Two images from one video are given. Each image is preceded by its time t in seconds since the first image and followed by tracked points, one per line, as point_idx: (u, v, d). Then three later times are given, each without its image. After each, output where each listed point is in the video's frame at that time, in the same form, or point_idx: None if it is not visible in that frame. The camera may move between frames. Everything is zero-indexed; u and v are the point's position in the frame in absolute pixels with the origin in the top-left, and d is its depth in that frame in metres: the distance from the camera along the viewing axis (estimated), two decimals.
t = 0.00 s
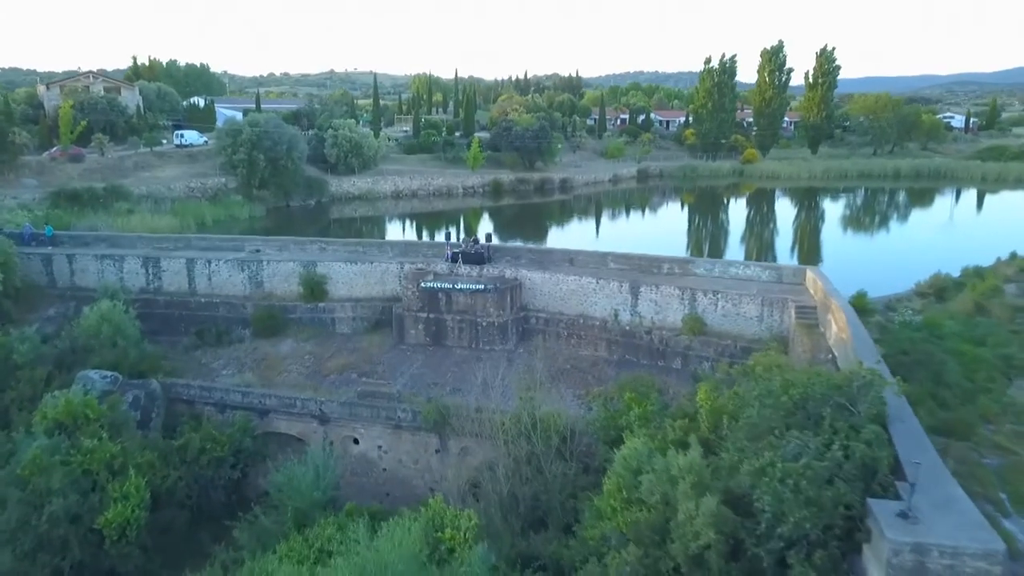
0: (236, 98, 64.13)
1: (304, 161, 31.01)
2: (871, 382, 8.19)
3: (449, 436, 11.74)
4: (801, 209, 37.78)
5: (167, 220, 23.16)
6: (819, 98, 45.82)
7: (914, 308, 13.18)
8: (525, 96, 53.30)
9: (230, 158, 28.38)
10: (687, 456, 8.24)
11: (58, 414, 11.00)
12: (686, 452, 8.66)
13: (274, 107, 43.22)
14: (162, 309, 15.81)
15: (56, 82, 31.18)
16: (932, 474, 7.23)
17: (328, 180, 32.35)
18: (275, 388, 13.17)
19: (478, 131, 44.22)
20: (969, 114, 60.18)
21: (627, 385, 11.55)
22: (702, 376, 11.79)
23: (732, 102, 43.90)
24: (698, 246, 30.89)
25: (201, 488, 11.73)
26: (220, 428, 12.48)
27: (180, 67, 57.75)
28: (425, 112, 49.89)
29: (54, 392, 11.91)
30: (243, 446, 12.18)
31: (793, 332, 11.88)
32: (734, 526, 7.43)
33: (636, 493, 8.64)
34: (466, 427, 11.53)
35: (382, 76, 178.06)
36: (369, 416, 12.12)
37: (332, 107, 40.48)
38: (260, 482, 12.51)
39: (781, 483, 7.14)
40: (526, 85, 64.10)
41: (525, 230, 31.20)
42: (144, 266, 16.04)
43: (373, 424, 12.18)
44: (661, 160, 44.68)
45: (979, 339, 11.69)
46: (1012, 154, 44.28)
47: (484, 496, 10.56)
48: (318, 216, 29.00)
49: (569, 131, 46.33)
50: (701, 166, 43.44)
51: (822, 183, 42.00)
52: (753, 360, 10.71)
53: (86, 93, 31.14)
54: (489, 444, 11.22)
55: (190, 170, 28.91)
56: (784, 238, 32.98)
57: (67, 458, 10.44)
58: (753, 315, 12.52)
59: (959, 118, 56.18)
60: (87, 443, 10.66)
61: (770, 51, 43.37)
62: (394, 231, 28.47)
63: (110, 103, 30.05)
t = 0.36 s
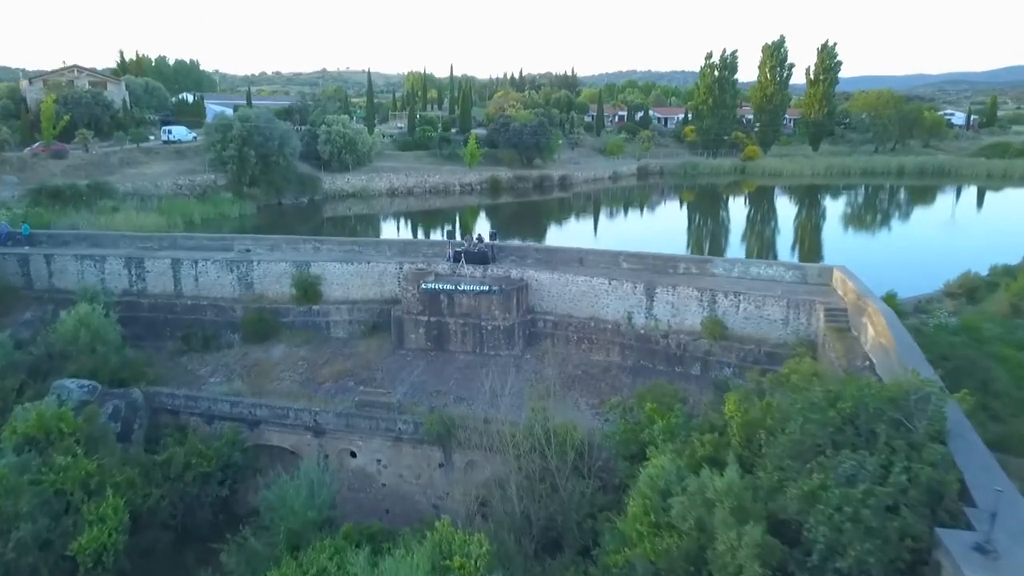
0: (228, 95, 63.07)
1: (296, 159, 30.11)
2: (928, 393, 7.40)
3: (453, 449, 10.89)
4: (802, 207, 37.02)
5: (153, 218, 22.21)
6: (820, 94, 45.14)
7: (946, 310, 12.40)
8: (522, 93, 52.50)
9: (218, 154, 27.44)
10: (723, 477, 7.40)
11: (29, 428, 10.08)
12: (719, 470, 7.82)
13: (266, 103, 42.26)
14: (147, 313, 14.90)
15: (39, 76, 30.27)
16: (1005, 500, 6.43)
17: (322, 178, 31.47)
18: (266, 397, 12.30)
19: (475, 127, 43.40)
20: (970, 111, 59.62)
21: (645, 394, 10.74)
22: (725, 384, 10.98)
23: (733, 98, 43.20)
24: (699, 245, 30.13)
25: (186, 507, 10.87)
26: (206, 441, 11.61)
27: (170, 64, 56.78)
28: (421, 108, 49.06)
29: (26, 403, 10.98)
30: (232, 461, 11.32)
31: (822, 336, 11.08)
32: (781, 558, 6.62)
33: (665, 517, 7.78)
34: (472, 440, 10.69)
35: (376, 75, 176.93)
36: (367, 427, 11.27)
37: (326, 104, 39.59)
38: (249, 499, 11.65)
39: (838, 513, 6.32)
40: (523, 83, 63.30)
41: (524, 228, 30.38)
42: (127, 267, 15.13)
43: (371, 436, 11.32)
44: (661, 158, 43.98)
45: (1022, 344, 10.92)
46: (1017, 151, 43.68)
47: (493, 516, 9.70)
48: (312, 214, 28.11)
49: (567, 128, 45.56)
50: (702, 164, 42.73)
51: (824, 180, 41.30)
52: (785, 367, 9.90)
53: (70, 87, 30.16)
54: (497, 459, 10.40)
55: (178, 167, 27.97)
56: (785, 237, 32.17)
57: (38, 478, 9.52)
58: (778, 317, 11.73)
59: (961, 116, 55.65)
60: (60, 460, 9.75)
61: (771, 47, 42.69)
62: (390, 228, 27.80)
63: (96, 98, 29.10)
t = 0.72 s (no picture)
0: (212, 92, 61.85)
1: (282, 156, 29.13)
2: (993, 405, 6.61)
3: (454, 465, 10.03)
4: (798, 205, 36.33)
5: (132, 216, 21.19)
6: (816, 91, 44.57)
7: (976, 311, 11.68)
8: (514, 90, 51.68)
9: (201, 150, 26.43)
10: (767, 501, 6.55)
11: None
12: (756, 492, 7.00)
13: (252, 99, 41.22)
14: (123, 317, 13.93)
15: (14, 70, 29.13)
16: None
17: (310, 175, 30.51)
18: (251, 408, 11.40)
19: (467, 124, 42.53)
20: (966, 108, 59.29)
21: (662, 404, 9.94)
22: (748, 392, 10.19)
23: (729, 95, 42.57)
24: (695, 243, 29.40)
25: (165, 529, 9.98)
26: (186, 457, 10.70)
27: (153, 62, 55.52)
28: (411, 105, 48.14)
29: None
30: (214, 478, 10.43)
31: (852, 339, 10.32)
32: None
33: (698, 546, 6.94)
34: (475, 454, 9.83)
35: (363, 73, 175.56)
36: (361, 441, 10.39)
37: (313, 99, 38.59)
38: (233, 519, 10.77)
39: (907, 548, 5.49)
40: (514, 81, 62.51)
41: (518, 227, 29.55)
42: (101, 267, 14.16)
43: (366, 450, 10.45)
44: (656, 155, 43.29)
45: None
46: (1015, 148, 43.28)
47: (500, 540, 8.84)
48: (299, 212, 27.15)
49: (561, 125, 44.77)
50: (699, 161, 42.07)
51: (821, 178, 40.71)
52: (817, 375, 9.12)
53: (48, 80, 29.05)
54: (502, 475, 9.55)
55: (160, 164, 26.92)
56: (783, 235, 31.41)
57: None
58: (801, 320, 10.96)
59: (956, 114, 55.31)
60: (22, 480, 8.67)
61: (767, 42, 42.10)
62: (380, 226, 26.86)
63: (74, 91, 27.99)
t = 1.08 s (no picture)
0: (198, 88, 60.68)
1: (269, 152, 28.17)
2: None
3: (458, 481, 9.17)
4: (793, 202, 35.65)
5: (110, 213, 20.21)
6: (813, 87, 43.97)
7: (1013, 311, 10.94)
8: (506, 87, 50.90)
9: (183, 145, 25.42)
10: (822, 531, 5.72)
11: None
12: (806, 519, 6.16)
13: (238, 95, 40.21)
14: (97, 321, 12.97)
15: None
16: None
17: (297, 172, 29.57)
18: (235, 420, 10.49)
19: (459, 120, 41.67)
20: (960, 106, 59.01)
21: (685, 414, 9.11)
22: (777, 400, 9.39)
23: (725, 91, 41.92)
24: (690, 241, 28.65)
25: (140, 553, 9.03)
26: (164, 474, 9.76)
27: (136, 58, 54.34)
28: (401, 101, 47.26)
29: None
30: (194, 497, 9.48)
31: (888, 342, 9.54)
32: None
33: None
34: (480, 470, 8.95)
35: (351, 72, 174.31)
36: (355, 456, 9.50)
37: (302, 94, 37.63)
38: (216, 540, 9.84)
39: None
40: (506, 78, 61.71)
41: (512, 225, 28.70)
42: (74, 268, 13.22)
43: (360, 465, 9.56)
44: (652, 152, 42.60)
45: None
46: (1014, 145, 42.88)
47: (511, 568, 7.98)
48: (287, 210, 26.21)
49: (554, 121, 43.99)
50: (695, 158, 41.40)
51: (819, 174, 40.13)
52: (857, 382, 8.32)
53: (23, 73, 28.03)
54: (509, 493, 8.70)
55: (140, 159, 25.88)
56: (779, 233, 30.68)
57: None
58: (830, 321, 10.18)
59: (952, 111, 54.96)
60: None
61: (764, 37, 41.47)
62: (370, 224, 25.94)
63: (50, 84, 26.98)
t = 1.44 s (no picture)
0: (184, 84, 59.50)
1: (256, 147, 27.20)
2: None
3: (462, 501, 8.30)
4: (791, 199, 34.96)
5: (87, 210, 19.21)
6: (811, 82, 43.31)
7: None
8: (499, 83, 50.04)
9: (166, 139, 24.43)
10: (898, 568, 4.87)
11: None
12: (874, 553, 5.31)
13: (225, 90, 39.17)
14: (68, 324, 12.02)
15: None
16: None
17: (285, 167, 28.61)
18: (218, 433, 9.59)
19: (451, 116, 40.79)
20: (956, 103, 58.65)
21: (713, 426, 8.28)
22: (811, 409, 8.60)
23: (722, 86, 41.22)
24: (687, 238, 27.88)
25: None
26: (139, 493, 8.85)
27: (121, 53, 53.13)
28: (392, 97, 46.35)
29: None
30: (171, 520, 8.57)
31: (931, 345, 8.75)
32: None
33: None
34: (488, 489, 8.09)
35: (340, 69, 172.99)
36: (349, 473, 8.64)
37: (290, 89, 36.63)
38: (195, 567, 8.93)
39: None
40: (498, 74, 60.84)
41: (507, 222, 27.85)
42: (44, 268, 12.27)
43: (356, 483, 8.68)
44: (648, 149, 41.88)
45: None
46: (1013, 142, 42.42)
47: None
48: (275, 206, 25.28)
49: (548, 117, 43.19)
50: (693, 154, 40.72)
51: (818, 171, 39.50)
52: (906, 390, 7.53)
53: None
54: (521, 515, 7.85)
55: (121, 154, 24.88)
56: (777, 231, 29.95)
57: None
58: (866, 322, 9.40)
59: (948, 107, 54.53)
60: None
61: (762, 32, 40.80)
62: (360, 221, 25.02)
63: (26, 76, 25.81)
